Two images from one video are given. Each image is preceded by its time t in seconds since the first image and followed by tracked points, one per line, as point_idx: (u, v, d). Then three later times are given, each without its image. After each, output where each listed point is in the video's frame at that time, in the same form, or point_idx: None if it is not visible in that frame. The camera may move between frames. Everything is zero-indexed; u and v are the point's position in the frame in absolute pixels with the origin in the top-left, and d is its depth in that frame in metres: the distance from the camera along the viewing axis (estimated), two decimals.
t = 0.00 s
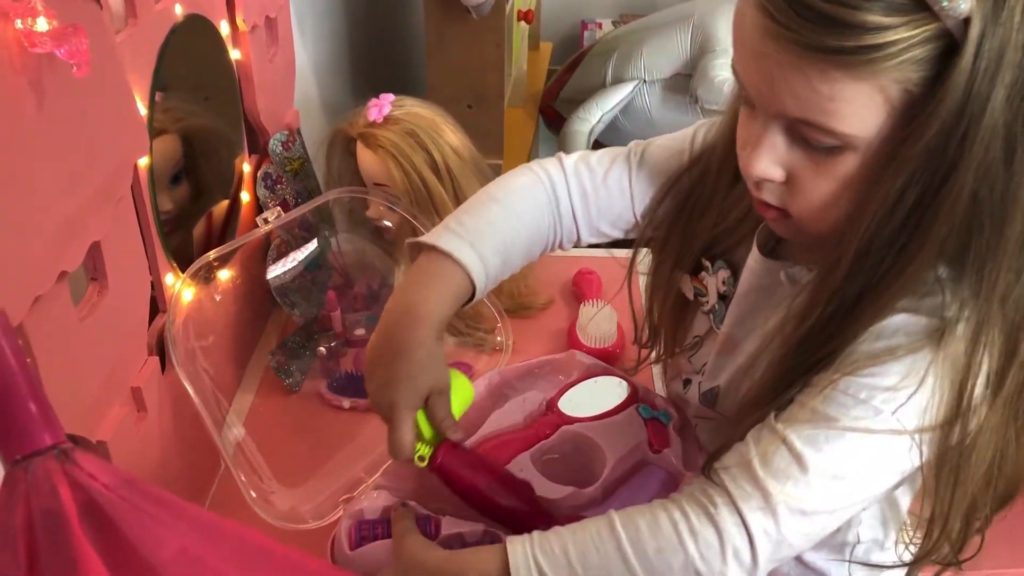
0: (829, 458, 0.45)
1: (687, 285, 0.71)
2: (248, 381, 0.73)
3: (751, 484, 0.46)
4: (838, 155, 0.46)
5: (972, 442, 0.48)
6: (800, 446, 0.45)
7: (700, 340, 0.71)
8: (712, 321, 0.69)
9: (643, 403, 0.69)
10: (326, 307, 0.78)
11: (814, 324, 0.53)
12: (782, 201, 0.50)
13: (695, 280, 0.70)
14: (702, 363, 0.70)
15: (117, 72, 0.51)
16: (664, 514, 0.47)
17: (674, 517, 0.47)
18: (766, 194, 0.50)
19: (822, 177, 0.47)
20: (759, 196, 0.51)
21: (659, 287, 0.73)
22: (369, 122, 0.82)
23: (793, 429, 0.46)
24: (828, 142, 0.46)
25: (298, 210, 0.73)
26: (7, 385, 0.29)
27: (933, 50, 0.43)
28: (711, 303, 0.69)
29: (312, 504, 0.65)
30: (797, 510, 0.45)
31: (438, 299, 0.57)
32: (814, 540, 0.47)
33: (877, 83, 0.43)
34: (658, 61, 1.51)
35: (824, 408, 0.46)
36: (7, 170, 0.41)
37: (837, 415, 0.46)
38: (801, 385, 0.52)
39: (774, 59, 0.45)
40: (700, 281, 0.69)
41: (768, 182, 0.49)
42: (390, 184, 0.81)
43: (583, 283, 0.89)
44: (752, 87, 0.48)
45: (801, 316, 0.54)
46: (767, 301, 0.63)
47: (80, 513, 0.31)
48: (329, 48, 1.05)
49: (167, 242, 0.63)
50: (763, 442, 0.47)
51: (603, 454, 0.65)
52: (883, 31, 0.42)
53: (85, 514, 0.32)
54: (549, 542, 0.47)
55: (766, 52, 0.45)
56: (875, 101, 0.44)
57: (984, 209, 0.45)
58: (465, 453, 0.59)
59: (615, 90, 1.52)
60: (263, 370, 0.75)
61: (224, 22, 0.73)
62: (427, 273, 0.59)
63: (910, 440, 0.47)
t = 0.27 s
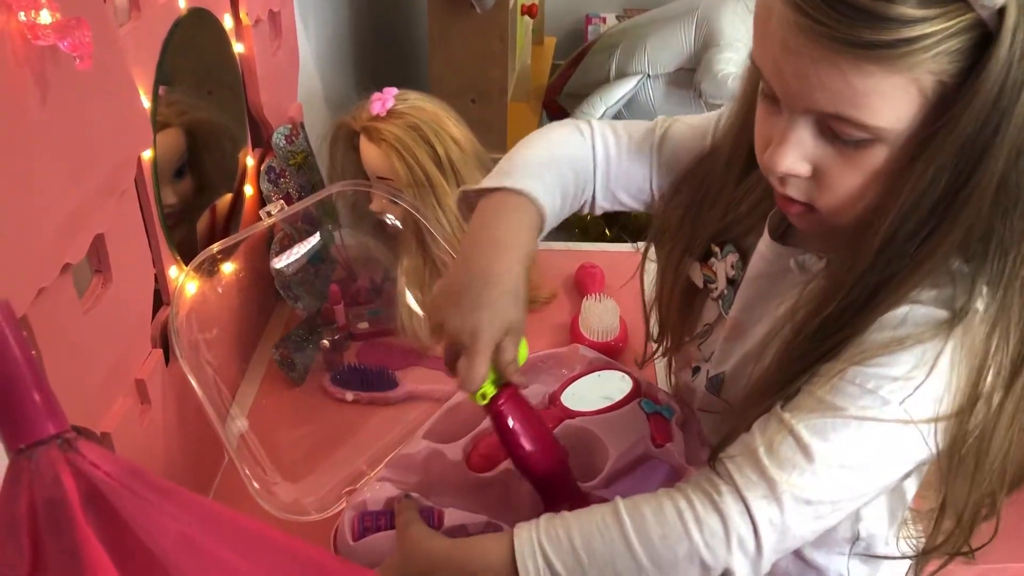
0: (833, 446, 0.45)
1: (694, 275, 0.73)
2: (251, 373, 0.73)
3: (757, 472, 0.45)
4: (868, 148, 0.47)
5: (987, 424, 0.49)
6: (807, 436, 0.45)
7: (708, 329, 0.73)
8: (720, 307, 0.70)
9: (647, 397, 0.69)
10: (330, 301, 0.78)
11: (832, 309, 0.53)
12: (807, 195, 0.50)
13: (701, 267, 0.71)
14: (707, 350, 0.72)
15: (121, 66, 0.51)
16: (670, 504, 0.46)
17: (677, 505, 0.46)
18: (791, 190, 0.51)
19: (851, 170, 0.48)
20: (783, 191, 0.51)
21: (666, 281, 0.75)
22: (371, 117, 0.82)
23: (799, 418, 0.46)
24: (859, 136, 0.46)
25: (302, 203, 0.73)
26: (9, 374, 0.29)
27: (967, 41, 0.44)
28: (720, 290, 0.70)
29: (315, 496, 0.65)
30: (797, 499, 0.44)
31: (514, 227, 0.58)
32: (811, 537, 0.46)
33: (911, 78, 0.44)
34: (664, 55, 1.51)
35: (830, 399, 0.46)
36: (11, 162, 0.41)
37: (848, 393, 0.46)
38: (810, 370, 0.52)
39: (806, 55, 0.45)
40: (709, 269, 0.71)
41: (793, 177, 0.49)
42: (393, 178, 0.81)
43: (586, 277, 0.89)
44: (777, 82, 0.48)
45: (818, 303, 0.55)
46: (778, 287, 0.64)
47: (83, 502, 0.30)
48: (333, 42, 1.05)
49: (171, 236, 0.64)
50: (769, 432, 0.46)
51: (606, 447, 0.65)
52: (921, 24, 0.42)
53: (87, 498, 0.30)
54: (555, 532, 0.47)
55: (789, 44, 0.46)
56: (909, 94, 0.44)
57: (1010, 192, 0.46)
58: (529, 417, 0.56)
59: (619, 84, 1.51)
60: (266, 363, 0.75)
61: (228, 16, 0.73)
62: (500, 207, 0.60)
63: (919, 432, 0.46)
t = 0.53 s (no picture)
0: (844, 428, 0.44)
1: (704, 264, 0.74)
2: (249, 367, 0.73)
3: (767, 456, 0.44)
4: (866, 138, 0.47)
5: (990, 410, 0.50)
6: (814, 420, 0.44)
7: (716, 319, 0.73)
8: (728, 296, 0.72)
9: (643, 391, 0.69)
10: (327, 294, 0.78)
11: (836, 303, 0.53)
12: (807, 187, 0.51)
13: (712, 257, 0.73)
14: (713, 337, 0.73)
15: (118, 58, 0.51)
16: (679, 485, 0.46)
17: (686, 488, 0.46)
18: (790, 182, 0.51)
19: (850, 161, 0.48)
20: (783, 185, 0.52)
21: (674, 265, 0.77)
22: (370, 109, 0.82)
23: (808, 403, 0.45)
24: (856, 128, 0.46)
25: (300, 196, 0.73)
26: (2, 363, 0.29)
27: (961, 30, 0.43)
28: (728, 279, 0.72)
29: (311, 489, 0.65)
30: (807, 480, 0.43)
31: (557, 199, 0.58)
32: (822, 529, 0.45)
33: (905, 68, 0.44)
34: (662, 49, 1.52)
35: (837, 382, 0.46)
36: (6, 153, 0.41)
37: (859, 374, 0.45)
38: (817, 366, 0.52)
39: (800, 49, 0.45)
40: (717, 259, 0.73)
41: (793, 171, 0.50)
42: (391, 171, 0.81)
43: (584, 271, 0.89)
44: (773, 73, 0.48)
45: (824, 294, 0.56)
46: (780, 275, 0.65)
47: (74, 489, 0.31)
48: (331, 35, 1.05)
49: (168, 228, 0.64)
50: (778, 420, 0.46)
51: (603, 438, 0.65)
52: (912, 14, 0.42)
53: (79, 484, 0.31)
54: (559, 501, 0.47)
55: (783, 37, 0.46)
56: (904, 84, 0.44)
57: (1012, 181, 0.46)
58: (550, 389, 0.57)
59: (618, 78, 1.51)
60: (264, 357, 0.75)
61: (225, 8, 0.73)
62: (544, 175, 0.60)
63: (927, 415, 0.45)
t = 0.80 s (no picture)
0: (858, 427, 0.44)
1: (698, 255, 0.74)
2: (244, 361, 0.73)
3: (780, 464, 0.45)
4: (847, 130, 0.47)
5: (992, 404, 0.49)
6: (824, 424, 0.45)
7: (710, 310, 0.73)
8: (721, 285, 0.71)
9: (636, 383, 0.69)
10: (322, 289, 0.78)
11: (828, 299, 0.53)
12: (793, 179, 0.51)
13: (705, 247, 0.73)
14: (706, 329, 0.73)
15: (109, 51, 0.51)
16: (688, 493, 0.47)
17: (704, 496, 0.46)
18: (777, 174, 0.51)
19: (832, 152, 0.48)
20: (769, 175, 0.52)
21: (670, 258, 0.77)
22: (364, 103, 0.82)
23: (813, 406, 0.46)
24: (837, 119, 0.46)
25: (293, 190, 0.73)
26: None
27: (939, 22, 0.44)
28: (721, 269, 0.71)
29: (305, 482, 0.65)
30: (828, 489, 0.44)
31: (556, 166, 0.63)
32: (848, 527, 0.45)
33: (884, 60, 0.44)
34: (657, 43, 1.52)
35: (840, 383, 0.46)
36: None
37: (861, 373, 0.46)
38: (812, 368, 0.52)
39: (780, 42, 0.45)
40: (710, 249, 0.72)
41: (778, 162, 0.50)
42: (385, 166, 0.81)
43: (579, 264, 0.89)
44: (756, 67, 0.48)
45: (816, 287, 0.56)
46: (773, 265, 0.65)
47: (61, 480, 0.31)
48: (327, 29, 1.04)
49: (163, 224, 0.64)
50: (785, 425, 0.46)
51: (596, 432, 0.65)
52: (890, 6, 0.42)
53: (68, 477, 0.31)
54: (583, 502, 0.47)
55: (763, 31, 0.46)
56: (883, 76, 0.44)
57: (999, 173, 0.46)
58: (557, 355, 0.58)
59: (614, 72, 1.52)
60: (259, 351, 0.75)
61: (218, 2, 0.73)
62: (544, 146, 0.65)
63: (933, 409, 0.46)
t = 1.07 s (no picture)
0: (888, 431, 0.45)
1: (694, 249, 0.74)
2: (241, 359, 0.74)
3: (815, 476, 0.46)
4: (839, 121, 0.47)
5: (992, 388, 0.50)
6: (846, 433, 0.46)
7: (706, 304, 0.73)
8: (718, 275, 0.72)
9: (629, 378, 0.70)
10: (317, 286, 0.78)
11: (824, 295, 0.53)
12: (786, 170, 0.51)
13: (703, 239, 0.73)
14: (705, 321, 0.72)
15: (101, 50, 0.51)
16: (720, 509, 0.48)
17: (748, 510, 0.47)
18: (771, 165, 0.52)
19: (824, 143, 0.48)
20: (763, 166, 0.52)
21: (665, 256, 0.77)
22: (359, 101, 0.82)
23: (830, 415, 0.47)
24: (828, 111, 0.47)
25: (287, 186, 0.73)
26: None
27: (925, 14, 0.44)
28: (717, 258, 0.72)
29: (300, 479, 0.65)
30: (866, 494, 0.45)
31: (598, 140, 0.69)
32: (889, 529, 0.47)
33: (871, 52, 0.44)
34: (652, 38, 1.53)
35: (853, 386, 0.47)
36: None
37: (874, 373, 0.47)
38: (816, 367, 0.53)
39: (769, 35, 0.46)
40: (706, 240, 0.73)
41: (771, 153, 0.50)
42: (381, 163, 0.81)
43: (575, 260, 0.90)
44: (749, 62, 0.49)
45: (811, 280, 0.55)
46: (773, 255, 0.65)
47: (53, 476, 0.33)
48: (322, 27, 1.05)
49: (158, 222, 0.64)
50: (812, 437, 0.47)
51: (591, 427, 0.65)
52: None
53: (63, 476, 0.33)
54: (636, 509, 0.48)
55: (753, 25, 0.47)
56: (871, 68, 0.45)
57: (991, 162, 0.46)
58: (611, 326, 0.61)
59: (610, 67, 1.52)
60: (255, 348, 0.75)
61: (211, 0, 0.73)
62: (582, 121, 0.71)
63: (947, 401, 0.47)
